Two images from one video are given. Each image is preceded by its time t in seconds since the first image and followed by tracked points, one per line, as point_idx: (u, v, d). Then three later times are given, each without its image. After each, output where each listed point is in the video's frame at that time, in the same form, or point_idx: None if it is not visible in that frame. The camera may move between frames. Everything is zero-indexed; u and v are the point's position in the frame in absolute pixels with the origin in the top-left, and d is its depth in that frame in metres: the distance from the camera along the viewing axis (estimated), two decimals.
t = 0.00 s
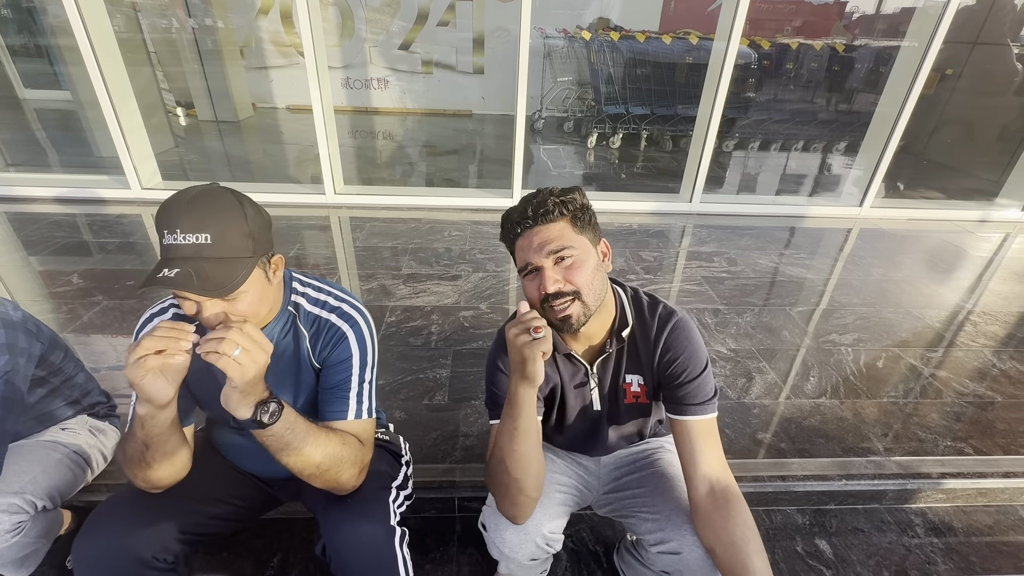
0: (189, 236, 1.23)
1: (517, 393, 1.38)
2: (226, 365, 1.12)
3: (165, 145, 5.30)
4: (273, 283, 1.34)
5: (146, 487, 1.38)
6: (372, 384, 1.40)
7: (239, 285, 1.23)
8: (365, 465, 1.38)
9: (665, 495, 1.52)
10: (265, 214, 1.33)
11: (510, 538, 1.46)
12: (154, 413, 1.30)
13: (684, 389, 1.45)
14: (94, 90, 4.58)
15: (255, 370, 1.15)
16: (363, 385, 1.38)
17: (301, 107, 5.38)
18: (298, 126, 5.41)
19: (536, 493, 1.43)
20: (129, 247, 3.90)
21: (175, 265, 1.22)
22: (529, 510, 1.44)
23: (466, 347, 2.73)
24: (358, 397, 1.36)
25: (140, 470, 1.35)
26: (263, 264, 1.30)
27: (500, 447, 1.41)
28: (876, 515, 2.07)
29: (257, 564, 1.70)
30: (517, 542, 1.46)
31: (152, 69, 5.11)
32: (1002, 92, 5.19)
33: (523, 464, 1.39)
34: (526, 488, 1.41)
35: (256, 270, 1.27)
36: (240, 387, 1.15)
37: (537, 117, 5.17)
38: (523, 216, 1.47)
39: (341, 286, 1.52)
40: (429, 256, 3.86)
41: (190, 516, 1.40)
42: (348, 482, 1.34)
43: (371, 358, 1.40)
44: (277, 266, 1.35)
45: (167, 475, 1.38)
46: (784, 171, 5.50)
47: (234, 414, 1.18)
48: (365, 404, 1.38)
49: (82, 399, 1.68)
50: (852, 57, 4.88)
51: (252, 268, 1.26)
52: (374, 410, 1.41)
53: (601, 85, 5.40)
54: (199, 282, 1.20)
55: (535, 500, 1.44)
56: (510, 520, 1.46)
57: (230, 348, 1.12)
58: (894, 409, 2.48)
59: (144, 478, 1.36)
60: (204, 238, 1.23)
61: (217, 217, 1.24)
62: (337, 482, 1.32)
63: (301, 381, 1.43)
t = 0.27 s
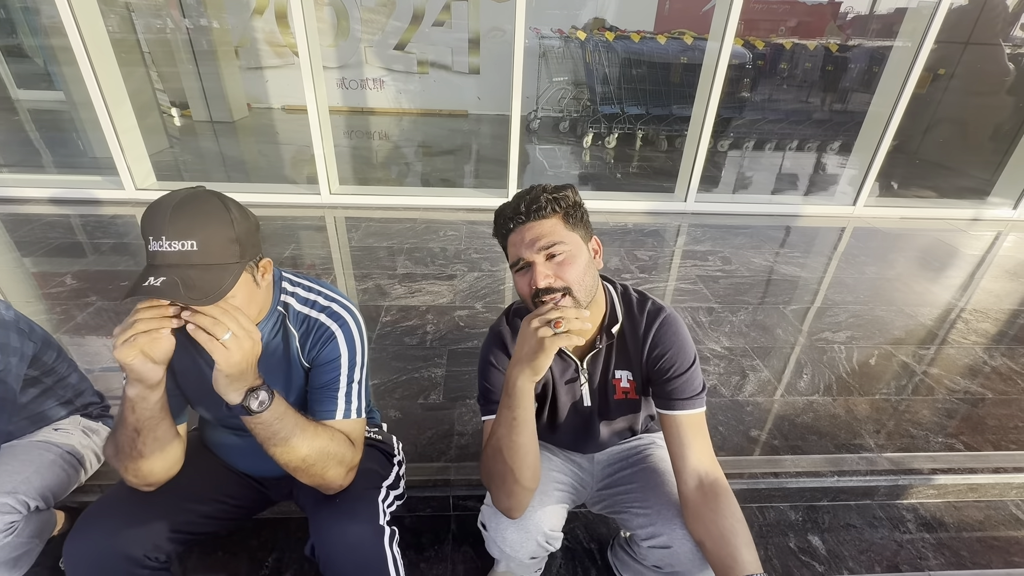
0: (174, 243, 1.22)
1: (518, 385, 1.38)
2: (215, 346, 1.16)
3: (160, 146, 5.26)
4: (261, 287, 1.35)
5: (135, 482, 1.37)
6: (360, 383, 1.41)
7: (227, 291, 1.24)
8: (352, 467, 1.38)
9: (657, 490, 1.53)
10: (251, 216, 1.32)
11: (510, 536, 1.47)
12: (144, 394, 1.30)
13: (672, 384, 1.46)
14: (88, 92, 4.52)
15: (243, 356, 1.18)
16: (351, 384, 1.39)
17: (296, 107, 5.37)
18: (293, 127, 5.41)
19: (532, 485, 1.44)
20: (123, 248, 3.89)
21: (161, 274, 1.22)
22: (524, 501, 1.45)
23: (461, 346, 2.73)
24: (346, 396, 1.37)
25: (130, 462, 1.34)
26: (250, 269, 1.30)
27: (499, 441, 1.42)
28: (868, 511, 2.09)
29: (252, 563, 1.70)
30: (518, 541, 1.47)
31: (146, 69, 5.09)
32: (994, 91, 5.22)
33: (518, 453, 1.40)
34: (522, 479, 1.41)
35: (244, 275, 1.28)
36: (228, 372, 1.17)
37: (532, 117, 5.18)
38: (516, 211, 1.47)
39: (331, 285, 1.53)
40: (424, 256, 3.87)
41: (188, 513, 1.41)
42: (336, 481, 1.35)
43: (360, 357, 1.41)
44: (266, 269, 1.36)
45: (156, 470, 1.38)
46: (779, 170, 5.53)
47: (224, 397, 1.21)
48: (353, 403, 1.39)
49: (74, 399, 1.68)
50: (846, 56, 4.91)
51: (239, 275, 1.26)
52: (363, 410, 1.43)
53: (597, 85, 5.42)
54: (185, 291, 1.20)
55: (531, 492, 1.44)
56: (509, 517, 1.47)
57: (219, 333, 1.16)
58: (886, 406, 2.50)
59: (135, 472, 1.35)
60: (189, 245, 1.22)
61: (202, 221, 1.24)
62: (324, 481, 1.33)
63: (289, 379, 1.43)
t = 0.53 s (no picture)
0: (170, 233, 1.23)
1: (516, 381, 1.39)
2: (203, 328, 1.21)
3: (154, 147, 5.25)
4: (253, 284, 1.35)
5: (122, 478, 1.36)
6: (351, 382, 1.41)
7: (219, 283, 1.24)
8: (343, 465, 1.38)
9: (647, 487, 1.53)
10: (246, 215, 1.34)
11: (497, 533, 1.47)
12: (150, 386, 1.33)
13: (663, 381, 1.46)
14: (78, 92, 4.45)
15: (232, 339, 1.23)
16: (342, 383, 1.39)
17: (290, 108, 5.36)
18: (288, 127, 5.39)
19: (522, 480, 1.44)
20: (116, 249, 3.88)
21: (154, 261, 1.22)
22: (512, 497, 1.45)
23: (455, 346, 2.73)
24: (337, 395, 1.37)
25: (124, 459, 1.33)
26: (243, 264, 1.31)
27: (493, 436, 1.41)
28: (860, 508, 2.10)
29: (244, 564, 1.70)
30: (504, 538, 1.46)
31: (140, 70, 5.06)
32: (986, 91, 5.26)
33: (511, 447, 1.40)
34: (512, 474, 1.41)
35: (236, 270, 1.29)
36: (216, 354, 1.22)
37: (528, 117, 5.20)
38: (509, 211, 1.47)
39: (321, 285, 1.52)
40: (419, 256, 3.87)
41: (177, 514, 1.41)
42: (325, 478, 1.35)
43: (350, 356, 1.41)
44: (257, 268, 1.37)
45: (148, 468, 1.37)
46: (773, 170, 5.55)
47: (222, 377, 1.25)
48: (344, 402, 1.40)
49: (65, 401, 1.68)
50: (839, 56, 4.94)
51: (232, 267, 1.27)
52: (355, 409, 1.44)
53: (592, 85, 5.44)
54: (178, 279, 1.20)
55: (521, 487, 1.44)
56: (496, 512, 1.47)
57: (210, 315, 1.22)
58: (877, 403, 2.52)
59: (129, 471, 1.35)
60: (185, 235, 1.23)
61: (198, 216, 1.25)
62: (313, 477, 1.33)
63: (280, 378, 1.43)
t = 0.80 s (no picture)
0: (170, 223, 1.24)
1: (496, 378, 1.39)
2: (205, 322, 1.20)
3: (147, 148, 5.26)
4: (250, 280, 1.35)
5: (117, 476, 1.35)
6: (344, 381, 1.41)
7: (216, 272, 1.24)
8: (337, 463, 1.38)
9: (638, 486, 1.54)
10: (246, 215, 1.36)
11: (485, 532, 1.47)
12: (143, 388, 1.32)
13: (656, 377, 1.47)
14: (74, 99, 4.53)
15: (232, 335, 1.22)
16: (334, 382, 1.39)
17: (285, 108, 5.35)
18: (283, 128, 5.39)
19: (508, 477, 1.45)
20: (110, 251, 3.87)
21: (155, 248, 1.22)
22: (498, 493, 1.47)
23: (449, 347, 2.73)
24: (329, 393, 1.37)
25: (117, 459, 1.33)
26: (240, 259, 1.32)
27: (477, 433, 1.42)
28: (852, 506, 2.11)
29: (236, 566, 1.70)
30: (492, 537, 1.47)
31: (132, 71, 5.05)
32: (978, 91, 5.29)
33: (496, 446, 1.40)
34: (498, 471, 1.43)
35: (234, 262, 1.29)
36: (215, 349, 1.21)
37: (523, 118, 5.21)
38: (520, 194, 1.51)
39: (315, 285, 1.52)
40: (414, 257, 3.87)
41: (167, 516, 1.41)
42: (318, 477, 1.35)
43: (343, 356, 1.41)
44: (253, 264, 1.37)
45: (141, 467, 1.37)
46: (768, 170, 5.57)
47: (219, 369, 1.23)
48: (337, 401, 1.40)
49: (56, 403, 1.67)
50: (833, 57, 4.95)
51: (231, 259, 1.27)
52: (348, 408, 1.44)
53: (587, 86, 5.45)
54: (177, 263, 1.20)
55: (506, 484, 1.46)
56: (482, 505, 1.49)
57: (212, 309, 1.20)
58: (869, 402, 2.53)
59: (122, 471, 1.35)
60: (185, 226, 1.24)
61: (203, 208, 1.27)
62: (306, 475, 1.33)
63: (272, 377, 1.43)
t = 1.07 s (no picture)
0: (179, 218, 1.25)
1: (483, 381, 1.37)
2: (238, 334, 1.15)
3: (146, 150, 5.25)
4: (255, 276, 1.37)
5: (120, 484, 1.37)
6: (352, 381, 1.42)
7: (225, 265, 1.25)
8: (347, 463, 1.40)
9: (642, 488, 1.55)
10: (251, 214, 1.38)
11: (495, 534, 1.47)
12: (138, 402, 1.31)
13: (663, 378, 1.48)
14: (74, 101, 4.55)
15: (259, 349, 1.17)
16: (343, 382, 1.40)
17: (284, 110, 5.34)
18: (282, 130, 5.39)
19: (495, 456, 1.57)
20: (109, 253, 3.86)
21: (166, 240, 1.23)
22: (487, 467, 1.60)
23: (450, 348, 2.74)
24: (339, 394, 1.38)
25: (118, 466, 1.34)
26: (247, 254, 1.34)
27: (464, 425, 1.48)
28: (852, 506, 2.13)
29: (240, 568, 1.70)
30: (502, 539, 1.47)
31: (132, 73, 5.05)
32: (975, 92, 5.32)
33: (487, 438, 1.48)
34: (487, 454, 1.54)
35: (241, 255, 1.30)
36: (239, 360, 1.17)
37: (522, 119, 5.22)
38: (543, 187, 1.52)
39: (321, 287, 1.53)
40: (414, 258, 3.88)
41: (172, 518, 1.41)
42: (330, 477, 1.36)
43: (351, 356, 1.42)
44: (259, 260, 1.40)
45: (143, 474, 1.38)
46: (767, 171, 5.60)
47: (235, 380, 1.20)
48: (345, 401, 1.41)
49: (59, 406, 1.67)
50: (831, 58, 4.97)
51: (239, 254, 1.29)
52: (356, 408, 1.44)
53: (586, 87, 5.46)
54: (186, 253, 1.21)
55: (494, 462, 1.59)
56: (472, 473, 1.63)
57: (246, 319, 1.16)
58: (869, 402, 2.55)
59: (125, 477, 1.36)
60: (194, 219, 1.25)
61: (211, 205, 1.29)
62: (319, 477, 1.34)
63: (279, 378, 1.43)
